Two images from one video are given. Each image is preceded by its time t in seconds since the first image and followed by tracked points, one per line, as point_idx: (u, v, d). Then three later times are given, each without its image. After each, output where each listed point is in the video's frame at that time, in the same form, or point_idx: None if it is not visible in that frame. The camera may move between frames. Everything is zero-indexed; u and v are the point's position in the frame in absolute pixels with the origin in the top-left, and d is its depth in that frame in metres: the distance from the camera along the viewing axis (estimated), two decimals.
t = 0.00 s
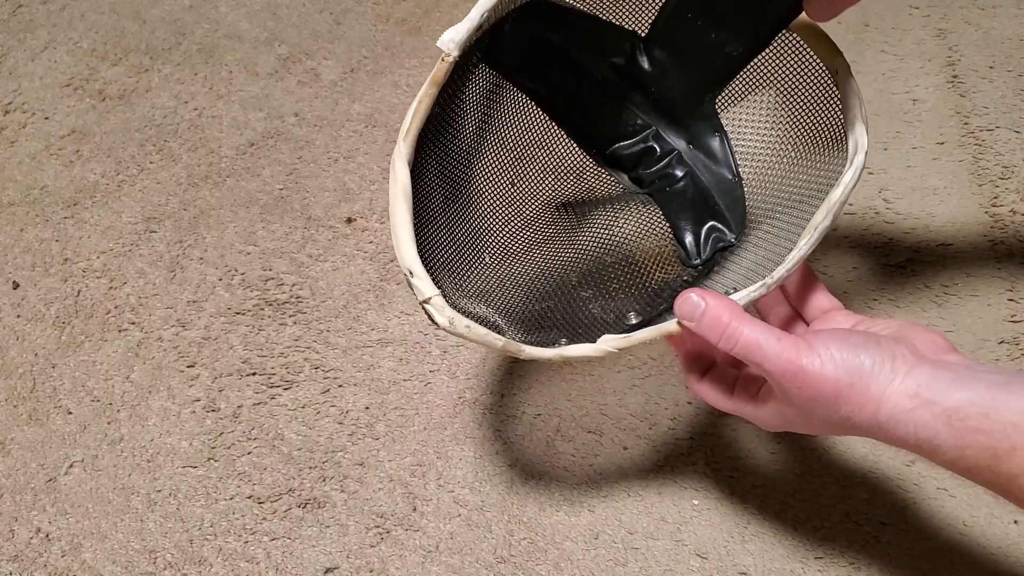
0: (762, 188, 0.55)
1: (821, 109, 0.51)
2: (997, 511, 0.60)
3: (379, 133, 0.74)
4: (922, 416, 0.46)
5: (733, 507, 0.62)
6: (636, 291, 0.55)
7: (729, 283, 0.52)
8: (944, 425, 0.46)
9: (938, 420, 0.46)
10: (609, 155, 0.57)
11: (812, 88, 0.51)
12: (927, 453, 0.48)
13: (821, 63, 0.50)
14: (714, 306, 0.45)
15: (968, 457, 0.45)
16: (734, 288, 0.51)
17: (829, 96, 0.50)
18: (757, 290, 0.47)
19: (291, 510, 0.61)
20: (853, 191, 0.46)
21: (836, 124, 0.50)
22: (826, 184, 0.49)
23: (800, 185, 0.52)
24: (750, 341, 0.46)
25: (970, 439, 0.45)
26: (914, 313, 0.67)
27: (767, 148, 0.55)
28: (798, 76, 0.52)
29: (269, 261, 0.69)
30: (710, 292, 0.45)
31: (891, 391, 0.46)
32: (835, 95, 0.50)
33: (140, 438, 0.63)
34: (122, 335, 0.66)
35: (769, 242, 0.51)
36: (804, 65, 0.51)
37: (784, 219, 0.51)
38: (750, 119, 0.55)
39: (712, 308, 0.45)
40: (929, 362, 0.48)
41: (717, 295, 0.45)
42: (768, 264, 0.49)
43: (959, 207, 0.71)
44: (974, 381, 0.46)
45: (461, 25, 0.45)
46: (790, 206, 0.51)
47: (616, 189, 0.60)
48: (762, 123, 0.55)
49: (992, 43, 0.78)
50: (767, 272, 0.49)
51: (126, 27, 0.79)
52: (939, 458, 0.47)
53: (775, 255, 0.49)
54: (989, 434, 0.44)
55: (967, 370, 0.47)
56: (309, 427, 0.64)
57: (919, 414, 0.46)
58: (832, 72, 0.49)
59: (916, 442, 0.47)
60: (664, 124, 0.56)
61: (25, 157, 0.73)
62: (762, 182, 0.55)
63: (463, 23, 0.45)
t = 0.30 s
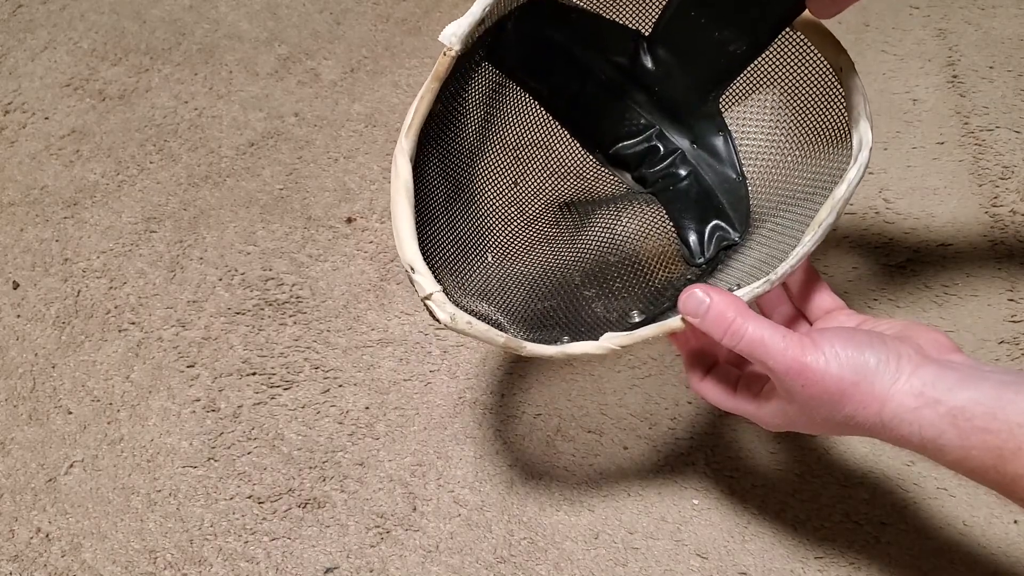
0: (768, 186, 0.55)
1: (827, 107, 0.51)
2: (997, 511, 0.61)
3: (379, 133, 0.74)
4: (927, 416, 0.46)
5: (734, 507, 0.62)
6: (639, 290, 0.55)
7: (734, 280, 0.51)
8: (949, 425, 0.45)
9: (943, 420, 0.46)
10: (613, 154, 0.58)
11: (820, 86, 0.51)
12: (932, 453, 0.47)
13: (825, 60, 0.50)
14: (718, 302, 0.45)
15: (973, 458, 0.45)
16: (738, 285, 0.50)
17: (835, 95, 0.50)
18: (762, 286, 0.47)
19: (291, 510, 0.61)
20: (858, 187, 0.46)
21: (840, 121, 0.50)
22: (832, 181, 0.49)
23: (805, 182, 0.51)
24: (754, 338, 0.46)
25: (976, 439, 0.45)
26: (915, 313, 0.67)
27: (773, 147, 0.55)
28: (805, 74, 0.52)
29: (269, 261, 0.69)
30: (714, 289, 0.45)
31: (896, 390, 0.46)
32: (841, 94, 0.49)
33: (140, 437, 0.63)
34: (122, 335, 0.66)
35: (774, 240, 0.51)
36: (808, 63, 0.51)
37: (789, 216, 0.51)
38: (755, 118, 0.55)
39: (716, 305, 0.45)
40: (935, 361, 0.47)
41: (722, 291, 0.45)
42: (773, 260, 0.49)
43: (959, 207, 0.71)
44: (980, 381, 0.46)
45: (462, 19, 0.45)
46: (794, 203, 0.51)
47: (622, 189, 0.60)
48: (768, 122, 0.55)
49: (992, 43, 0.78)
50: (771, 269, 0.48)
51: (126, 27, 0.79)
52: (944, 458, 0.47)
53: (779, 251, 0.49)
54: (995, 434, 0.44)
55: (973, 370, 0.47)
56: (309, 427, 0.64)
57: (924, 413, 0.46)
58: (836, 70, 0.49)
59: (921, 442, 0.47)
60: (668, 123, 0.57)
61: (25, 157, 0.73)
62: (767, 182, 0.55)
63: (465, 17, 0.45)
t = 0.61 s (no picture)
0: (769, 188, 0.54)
1: (825, 109, 0.50)
2: (997, 511, 0.60)
3: (379, 133, 0.74)
4: (932, 407, 0.46)
5: (734, 507, 0.62)
6: (641, 295, 0.55)
7: (733, 288, 0.52)
8: (953, 415, 0.45)
9: (948, 410, 0.45)
10: (616, 159, 0.58)
11: (819, 90, 0.50)
12: (936, 444, 0.47)
13: (824, 65, 0.49)
14: (713, 308, 0.45)
15: (979, 450, 0.45)
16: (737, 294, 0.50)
17: (835, 98, 0.49)
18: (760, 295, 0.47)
19: (291, 510, 0.61)
20: (856, 195, 0.46)
21: (839, 123, 0.49)
22: (831, 187, 0.48)
23: (806, 185, 0.51)
24: (752, 338, 0.46)
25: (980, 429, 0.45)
26: (914, 313, 0.67)
27: (775, 150, 0.54)
28: (804, 77, 0.51)
29: (269, 261, 0.69)
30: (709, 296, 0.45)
31: (898, 382, 0.46)
32: (841, 97, 0.49)
33: (140, 438, 0.63)
34: (122, 335, 0.66)
35: (774, 245, 0.51)
36: (808, 66, 0.51)
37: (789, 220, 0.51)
38: (758, 122, 0.55)
39: (711, 309, 0.45)
40: (939, 353, 0.47)
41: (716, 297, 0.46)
42: (771, 267, 0.49)
43: (959, 207, 0.71)
44: (985, 372, 0.45)
45: (462, 37, 0.45)
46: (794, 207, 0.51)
47: (626, 193, 0.60)
48: (770, 125, 0.54)
49: (992, 43, 0.78)
50: (769, 277, 0.48)
51: (126, 27, 0.79)
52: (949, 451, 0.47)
53: (778, 258, 0.49)
54: (1000, 424, 0.44)
55: (978, 362, 0.46)
56: (309, 427, 0.64)
57: (928, 403, 0.46)
58: (837, 75, 0.48)
59: (925, 432, 0.47)
60: (671, 127, 0.57)
61: (25, 158, 0.73)
62: (770, 185, 0.54)
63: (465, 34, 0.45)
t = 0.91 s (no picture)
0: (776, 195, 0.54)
1: (829, 115, 0.49)
2: (997, 511, 0.60)
3: (379, 133, 0.74)
4: (934, 400, 0.46)
5: (734, 507, 0.62)
6: (648, 303, 0.55)
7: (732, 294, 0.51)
8: (957, 408, 0.45)
9: (951, 404, 0.45)
10: (627, 169, 0.58)
11: (822, 98, 0.50)
12: (940, 441, 0.47)
13: (826, 72, 0.49)
14: (708, 319, 0.45)
15: (982, 446, 0.45)
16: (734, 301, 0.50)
17: (837, 105, 0.49)
18: (750, 303, 0.47)
19: (291, 510, 0.61)
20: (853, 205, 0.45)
21: (842, 129, 0.48)
22: (830, 196, 0.47)
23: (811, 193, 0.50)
24: (750, 339, 0.46)
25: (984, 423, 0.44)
26: (914, 313, 0.67)
27: (781, 158, 0.54)
28: (807, 86, 0.51)
29: (269, 261, 0.69)
30: (704, 309, 0.46)
31: (900, 375, 0.46)
32: (843, 105, 0.48)
33: (140, 438, 0.63)
34: (122, 335, 0.66)
35: (774, 254, 0.50)
36: (810, 73, 0.50)
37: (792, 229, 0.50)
38: (764, 131, 0.54)
39: (707, 319, 0.45)
40: (943, 348, 0.47)
41: (711, 307, 0.45)
42: (770, 276, 0.49)
43: (959, 208, 0.71)
44: (990, 368, 0.45)
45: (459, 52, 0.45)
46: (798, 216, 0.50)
47: (638, 203, 0.59)
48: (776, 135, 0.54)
49: (992, 43, 0.78)
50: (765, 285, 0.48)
51: (126, 27, 0.79)
52: (953, 447, 0.46)
53: (776, 266, 0.49)
54: (1004, 419, 0.43)
55: (983, 357, 0.46)
56: (309, 427, 0.64)
57: (930, 397, 0.45)
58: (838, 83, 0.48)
59: (928, 427, 0.46)
60: (681, 138, 0.57)
61: (25, 158, 0.73)
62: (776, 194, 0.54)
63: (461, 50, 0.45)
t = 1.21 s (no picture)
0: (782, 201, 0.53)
1: (836, 122, 0.50)
2: (997, 511, 0.60)
3: (379, 133, 0.74)
4: (940, 406, 0.45)
5: (734, 507, 0.62)
6: (653, 308, 0.55)
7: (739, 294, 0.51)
8: (962, 415, 0.45)
9: (957, 410, 0.45)
10: (633, 176, 0.58)
11: (827, 103, 0.50)
12: (945, 447, 0.46)
13: (833, 77, 0.49)
14: (715, 317, 0.45)
15: (988, 454, 0.44)
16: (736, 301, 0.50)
17: (842, 109, 0.49)
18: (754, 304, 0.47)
19: (290, 510, 0.61)
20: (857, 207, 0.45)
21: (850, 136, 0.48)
22: (836, 200, 0.47)
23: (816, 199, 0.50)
24: (756, 339, 0.46)
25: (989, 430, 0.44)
26: (914, 313, 0.67)
27: (785, 164, 0.54)
28: (812, 92, 0.51)
29: (269, 261, 0.69)
30: (710, 305, 0.46)
31: (906, 380, 0.46)
32: (848, 108, 0.48)
33: (140, 438, 0.63)
34: (122, 335, 0.66)
35: (779, 257, 0.50)
36: (819, 79, 0.50)
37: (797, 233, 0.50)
38: (768, 138, 0.54)
39: (713, 317, 0.45)
40: (950, 356, 0.47)
41: (720, 306, 0.45)
42: (774, 277, 0.48)
43: (959, 207, 0.71)
44: (997, 376, 0.45)
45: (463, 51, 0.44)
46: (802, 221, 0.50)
47: (643, 210, 0.59)
48: (780, 141, 0.54)
49: (992, 43, 0.78)
50: (768, 283, 0.48)
51: (126, 27, 0.79)
52: (958, 453, 0.46)
53: (781, 268, 0.48)
54: (1010, 425, 0.43)
55: (990, 366, 0.46)
56: (309, 427, 0.64)
57: (936, 402, 0.45)
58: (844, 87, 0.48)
59: (933, 433, 0.46)
60: (687, 144, 0.57)
61: (25, 158, 0.73)
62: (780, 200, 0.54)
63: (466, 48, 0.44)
